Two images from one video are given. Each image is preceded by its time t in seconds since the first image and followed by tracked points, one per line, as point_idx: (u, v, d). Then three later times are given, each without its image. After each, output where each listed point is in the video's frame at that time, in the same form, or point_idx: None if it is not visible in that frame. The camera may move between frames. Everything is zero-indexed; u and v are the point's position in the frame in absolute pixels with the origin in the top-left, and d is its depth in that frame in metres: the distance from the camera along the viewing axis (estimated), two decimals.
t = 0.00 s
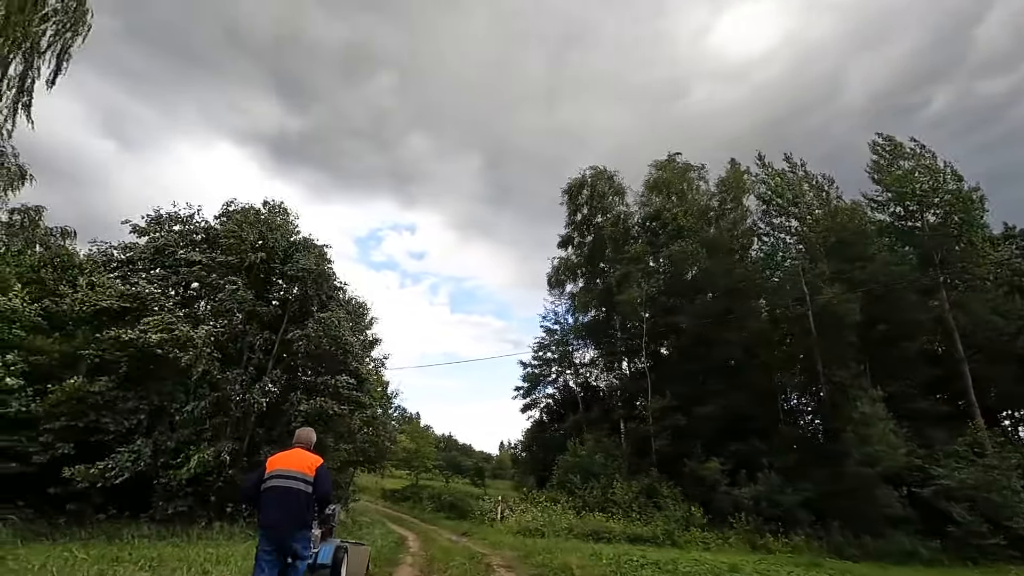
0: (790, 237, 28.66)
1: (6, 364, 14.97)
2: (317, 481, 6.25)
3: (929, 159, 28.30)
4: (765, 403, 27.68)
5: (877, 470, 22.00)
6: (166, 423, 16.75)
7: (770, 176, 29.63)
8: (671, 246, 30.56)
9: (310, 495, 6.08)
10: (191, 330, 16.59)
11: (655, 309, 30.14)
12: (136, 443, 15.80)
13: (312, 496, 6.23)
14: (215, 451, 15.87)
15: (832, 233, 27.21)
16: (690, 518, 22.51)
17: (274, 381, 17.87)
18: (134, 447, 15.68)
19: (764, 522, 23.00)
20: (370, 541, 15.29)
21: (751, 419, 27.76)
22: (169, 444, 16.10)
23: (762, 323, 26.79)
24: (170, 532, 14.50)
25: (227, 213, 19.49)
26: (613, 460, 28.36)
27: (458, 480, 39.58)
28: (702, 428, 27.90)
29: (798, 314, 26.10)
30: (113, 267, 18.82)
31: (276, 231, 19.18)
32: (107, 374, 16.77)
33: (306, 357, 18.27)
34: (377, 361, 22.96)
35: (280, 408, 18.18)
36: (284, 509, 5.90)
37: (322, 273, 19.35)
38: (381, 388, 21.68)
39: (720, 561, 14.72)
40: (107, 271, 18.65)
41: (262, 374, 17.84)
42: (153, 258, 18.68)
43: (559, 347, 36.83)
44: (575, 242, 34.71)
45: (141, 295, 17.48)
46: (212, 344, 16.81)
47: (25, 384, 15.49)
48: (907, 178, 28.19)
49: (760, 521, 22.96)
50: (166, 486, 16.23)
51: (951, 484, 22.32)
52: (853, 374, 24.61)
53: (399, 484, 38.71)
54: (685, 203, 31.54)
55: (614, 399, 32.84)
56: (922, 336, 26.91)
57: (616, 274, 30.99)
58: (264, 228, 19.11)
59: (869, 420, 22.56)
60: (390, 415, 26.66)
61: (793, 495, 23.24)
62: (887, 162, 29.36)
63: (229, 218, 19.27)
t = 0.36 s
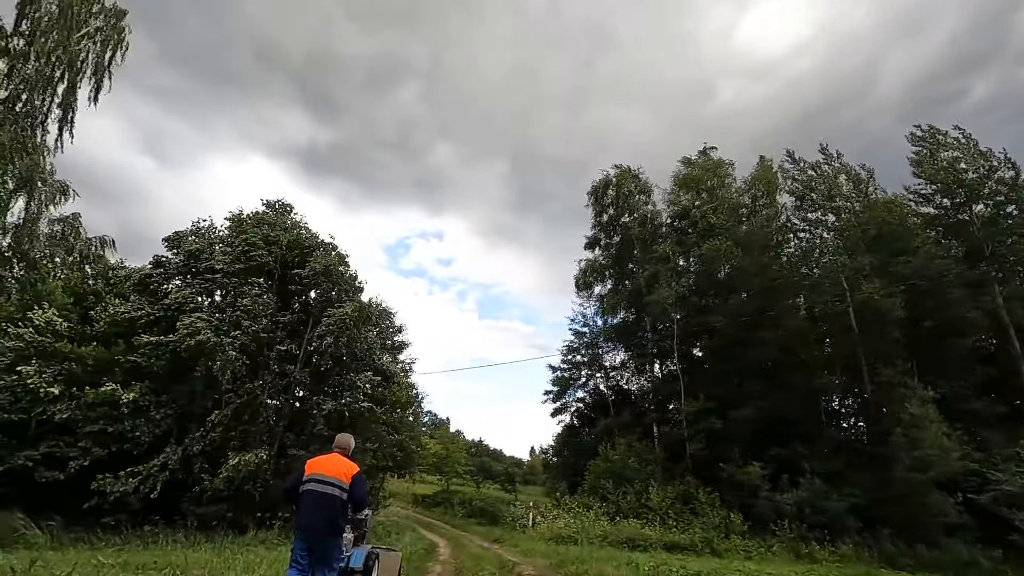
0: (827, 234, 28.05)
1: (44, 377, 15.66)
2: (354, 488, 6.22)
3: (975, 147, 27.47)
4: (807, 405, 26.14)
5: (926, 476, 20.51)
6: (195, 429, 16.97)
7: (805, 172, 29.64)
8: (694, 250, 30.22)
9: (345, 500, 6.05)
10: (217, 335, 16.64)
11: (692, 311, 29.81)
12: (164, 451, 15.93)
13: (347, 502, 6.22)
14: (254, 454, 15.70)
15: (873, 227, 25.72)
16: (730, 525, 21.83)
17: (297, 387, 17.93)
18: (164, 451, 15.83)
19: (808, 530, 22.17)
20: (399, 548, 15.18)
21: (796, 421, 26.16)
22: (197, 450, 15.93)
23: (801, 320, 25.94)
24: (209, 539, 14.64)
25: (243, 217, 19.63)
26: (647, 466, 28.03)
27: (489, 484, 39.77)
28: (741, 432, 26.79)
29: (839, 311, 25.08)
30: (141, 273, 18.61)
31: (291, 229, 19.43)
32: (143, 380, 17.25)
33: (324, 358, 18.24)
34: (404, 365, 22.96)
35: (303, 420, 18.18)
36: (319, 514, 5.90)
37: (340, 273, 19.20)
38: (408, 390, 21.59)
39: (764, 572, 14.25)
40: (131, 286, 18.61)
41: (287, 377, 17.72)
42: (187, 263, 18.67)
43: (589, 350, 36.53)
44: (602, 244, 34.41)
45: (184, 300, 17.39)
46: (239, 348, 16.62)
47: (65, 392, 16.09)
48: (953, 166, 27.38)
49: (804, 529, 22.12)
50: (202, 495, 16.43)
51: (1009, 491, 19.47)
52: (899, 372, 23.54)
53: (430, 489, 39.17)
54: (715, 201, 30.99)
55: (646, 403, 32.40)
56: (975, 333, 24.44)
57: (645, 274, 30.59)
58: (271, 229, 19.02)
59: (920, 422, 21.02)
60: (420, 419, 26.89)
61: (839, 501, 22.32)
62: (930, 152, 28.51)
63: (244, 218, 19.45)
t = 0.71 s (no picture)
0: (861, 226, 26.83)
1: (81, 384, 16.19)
2: (380, 492, 6.15)
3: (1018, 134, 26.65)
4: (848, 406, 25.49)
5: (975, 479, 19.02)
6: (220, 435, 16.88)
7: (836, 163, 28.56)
8: (724, 246, 29.68)
9: (372, 504, 6.06)
10: (236, 340, 16.78)
11: (722, 309, 29.08)
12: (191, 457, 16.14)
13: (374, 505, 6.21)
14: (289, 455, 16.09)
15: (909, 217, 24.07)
16: (766, 530, 21.05)
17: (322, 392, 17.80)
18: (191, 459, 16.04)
19: (850, 536, 21.24)
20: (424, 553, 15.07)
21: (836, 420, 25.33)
22: (223, 456, 16.18)
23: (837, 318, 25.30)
24: (239, 543, 14.68)
25: (253, 216, 19.65)
26: (677, 469, 27.60)
27: (515, 487, 39.78)
28: (775, 435, 26.23)
29: (878, 307, 23.97)
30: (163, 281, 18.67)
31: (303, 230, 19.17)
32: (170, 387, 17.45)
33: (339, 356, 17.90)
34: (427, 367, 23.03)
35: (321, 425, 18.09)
36: (348, 519, 5.89)
37: (353, 272, 18.88)
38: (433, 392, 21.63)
39: None
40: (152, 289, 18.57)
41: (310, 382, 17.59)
42: (208, 266, 18.55)
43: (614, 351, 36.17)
44: (626, 243, 33.97)
45: (211, 300, 17.32)
46: (256, 352, 16.73)
47: (97, 394, 16.76)
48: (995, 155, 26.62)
49: (846, 535, 21.17)
50: (229, 502, 16.49)
51: None
52: (945, 370, 22.27)
53: (456, 492, 39.31)
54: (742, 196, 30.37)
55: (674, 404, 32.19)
56: None
57: (670, 273, 30.16)
58: (279, 231, 18.83)
59: (966, 422, 19.32)
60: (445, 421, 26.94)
61: (882, 506, 21.45)
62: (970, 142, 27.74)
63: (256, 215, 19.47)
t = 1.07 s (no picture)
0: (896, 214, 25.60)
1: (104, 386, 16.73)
2: (397, 489, 6.25)
3: None
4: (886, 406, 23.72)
5: None
6: (240, 439, 16.82)
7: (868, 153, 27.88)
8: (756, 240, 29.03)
9: (390, 502, 6.11)
10: (252, 342, 16.76)
11: (751, 307, 28.30)
12: (212, 461, 16.07)
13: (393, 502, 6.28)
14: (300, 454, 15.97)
15: (949, 211, 22.51)
16: (804, 537, 19.71)
17: (342, 393, 17.96)
18: (210, 464, 15.96)
19: (893, 543, 19.74)
20: (447, 558, 14.82)
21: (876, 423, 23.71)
22: (248, 457, 16.26)
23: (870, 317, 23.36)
24: (261, 548, 14.62)
25: (264, 215, 19.70)
26: (706, 473, 27.10)
27: (541, 492, 39.69)
28: (812, 436, 24.92)
29: (916, 302, 22.30)
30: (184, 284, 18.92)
31: (311, 230, 19.09)
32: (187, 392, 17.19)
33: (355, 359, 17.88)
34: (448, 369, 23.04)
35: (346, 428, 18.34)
36: (365, 518, 5.95)
37: (366, 271, 18.80)
38: (456, 395, 21.56)
39: None
40: (179, 297, 18.80)
41: (328, 383, 17.70)
42: (225, 270, 18.74)
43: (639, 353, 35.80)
44: (650, 242, 33.66)
45: (222, 308, 17.29)
46: (272, 354, 16.79)
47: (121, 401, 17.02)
48: None
49: (888, 541, 19.74)
50: (252, 505, 16.39)
51: None
52: (991, 368, 20.80)
53: (480, 496, 39.34)
54: (770, 191, 29.75)
55: (703, 405, 31.81)
56: None
57: (695, 272, 29.63)
58: (291, 231, 18.84)
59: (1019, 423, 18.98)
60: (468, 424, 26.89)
61: (928, 510, 19.86)
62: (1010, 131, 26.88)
63: (268, 216, 19.57)
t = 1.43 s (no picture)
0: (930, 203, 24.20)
1: (122, 391, 16.79)
2: (414, 493, 6.29)
3: None
4: (928, 410, 23.05)
5: None
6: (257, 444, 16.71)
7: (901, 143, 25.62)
8: (781, 237, 27.58)
9: (406, 508, 6.15)
10: (271, 345, 16.84)
11: (780, 306, 28.01)
12: (232, 464, 16.13)
13: (409, 507, 6.31)
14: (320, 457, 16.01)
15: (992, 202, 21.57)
16: (843, 545, 18.71)
17: (362, 396, 17.87)
18: (229, 465, 16.05)
19: (940, 553, 18.56)
20: (470, 565, 14.51)
21: (919, 426, 22.98)
22: (263, 460, 16.13)
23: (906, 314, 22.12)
24: (283, 554, 14.51)
25: (281, 219, 20.01)
26: (736, 478, 26.53)
27: (566, 498, 39.46)
28: (848, 437, 24.24)
29: (958, 297, 21.32)
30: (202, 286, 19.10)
31: (328, 234, 19.35)
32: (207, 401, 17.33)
33: (372, 358, 17.90)
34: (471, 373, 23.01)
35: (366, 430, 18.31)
36: (384, 523, 6.00)
37: (380, 271, 19.06)
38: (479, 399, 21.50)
39: None
40: (199, 300, 18.89)
41: (344, 384, 17.66)
42: (244, 272, 18.69)
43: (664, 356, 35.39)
44: (673, 242, 33.47)
45: (242, 308, 17.26)
46: (291, 358, 16.95)
47: (145, 405, 17.12)
48: None
49: (934, 551, 18.58)
50: (274, 510, 16.24)
51: None
52: None
53: (504, 502, 39.24)
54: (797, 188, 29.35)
55: (731, 409, 31.29)
56: None
57: (721, 271, 29.09)
58: (311, 237, 19.23)
59: None
60: (491, 429, 26.83)
61: (976, 517, 18.69)
62: None
63: (286, 219, 19.84)
